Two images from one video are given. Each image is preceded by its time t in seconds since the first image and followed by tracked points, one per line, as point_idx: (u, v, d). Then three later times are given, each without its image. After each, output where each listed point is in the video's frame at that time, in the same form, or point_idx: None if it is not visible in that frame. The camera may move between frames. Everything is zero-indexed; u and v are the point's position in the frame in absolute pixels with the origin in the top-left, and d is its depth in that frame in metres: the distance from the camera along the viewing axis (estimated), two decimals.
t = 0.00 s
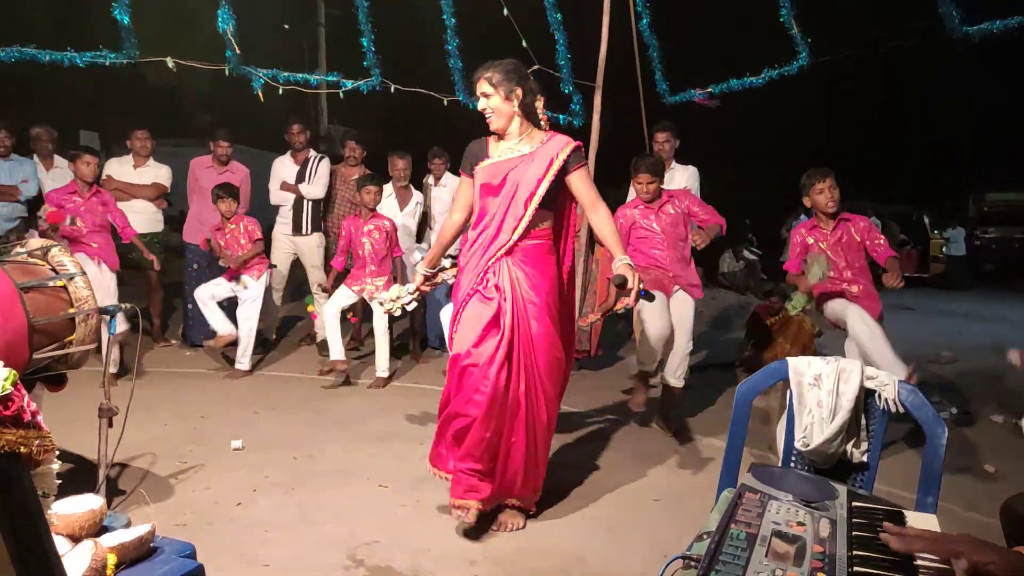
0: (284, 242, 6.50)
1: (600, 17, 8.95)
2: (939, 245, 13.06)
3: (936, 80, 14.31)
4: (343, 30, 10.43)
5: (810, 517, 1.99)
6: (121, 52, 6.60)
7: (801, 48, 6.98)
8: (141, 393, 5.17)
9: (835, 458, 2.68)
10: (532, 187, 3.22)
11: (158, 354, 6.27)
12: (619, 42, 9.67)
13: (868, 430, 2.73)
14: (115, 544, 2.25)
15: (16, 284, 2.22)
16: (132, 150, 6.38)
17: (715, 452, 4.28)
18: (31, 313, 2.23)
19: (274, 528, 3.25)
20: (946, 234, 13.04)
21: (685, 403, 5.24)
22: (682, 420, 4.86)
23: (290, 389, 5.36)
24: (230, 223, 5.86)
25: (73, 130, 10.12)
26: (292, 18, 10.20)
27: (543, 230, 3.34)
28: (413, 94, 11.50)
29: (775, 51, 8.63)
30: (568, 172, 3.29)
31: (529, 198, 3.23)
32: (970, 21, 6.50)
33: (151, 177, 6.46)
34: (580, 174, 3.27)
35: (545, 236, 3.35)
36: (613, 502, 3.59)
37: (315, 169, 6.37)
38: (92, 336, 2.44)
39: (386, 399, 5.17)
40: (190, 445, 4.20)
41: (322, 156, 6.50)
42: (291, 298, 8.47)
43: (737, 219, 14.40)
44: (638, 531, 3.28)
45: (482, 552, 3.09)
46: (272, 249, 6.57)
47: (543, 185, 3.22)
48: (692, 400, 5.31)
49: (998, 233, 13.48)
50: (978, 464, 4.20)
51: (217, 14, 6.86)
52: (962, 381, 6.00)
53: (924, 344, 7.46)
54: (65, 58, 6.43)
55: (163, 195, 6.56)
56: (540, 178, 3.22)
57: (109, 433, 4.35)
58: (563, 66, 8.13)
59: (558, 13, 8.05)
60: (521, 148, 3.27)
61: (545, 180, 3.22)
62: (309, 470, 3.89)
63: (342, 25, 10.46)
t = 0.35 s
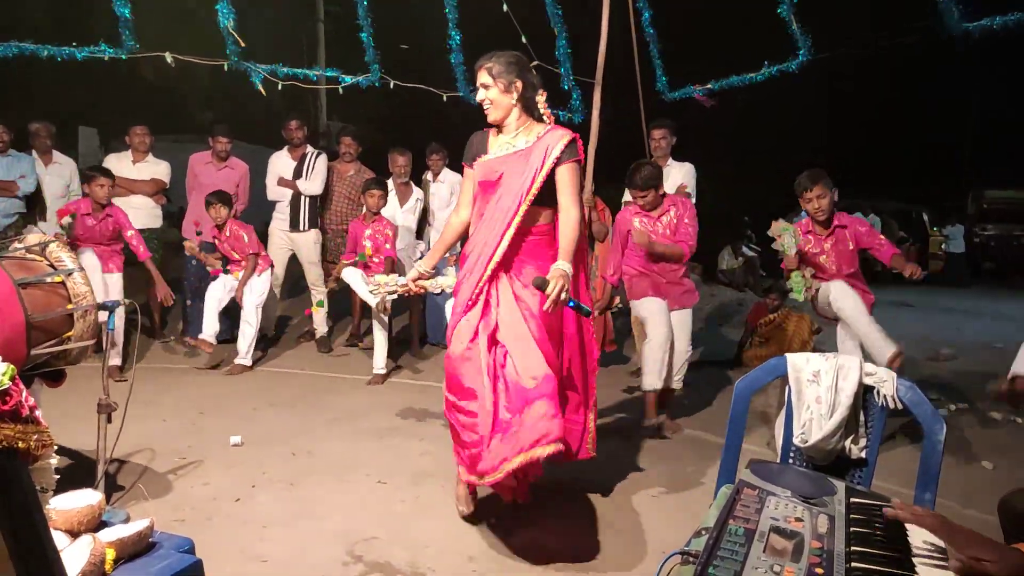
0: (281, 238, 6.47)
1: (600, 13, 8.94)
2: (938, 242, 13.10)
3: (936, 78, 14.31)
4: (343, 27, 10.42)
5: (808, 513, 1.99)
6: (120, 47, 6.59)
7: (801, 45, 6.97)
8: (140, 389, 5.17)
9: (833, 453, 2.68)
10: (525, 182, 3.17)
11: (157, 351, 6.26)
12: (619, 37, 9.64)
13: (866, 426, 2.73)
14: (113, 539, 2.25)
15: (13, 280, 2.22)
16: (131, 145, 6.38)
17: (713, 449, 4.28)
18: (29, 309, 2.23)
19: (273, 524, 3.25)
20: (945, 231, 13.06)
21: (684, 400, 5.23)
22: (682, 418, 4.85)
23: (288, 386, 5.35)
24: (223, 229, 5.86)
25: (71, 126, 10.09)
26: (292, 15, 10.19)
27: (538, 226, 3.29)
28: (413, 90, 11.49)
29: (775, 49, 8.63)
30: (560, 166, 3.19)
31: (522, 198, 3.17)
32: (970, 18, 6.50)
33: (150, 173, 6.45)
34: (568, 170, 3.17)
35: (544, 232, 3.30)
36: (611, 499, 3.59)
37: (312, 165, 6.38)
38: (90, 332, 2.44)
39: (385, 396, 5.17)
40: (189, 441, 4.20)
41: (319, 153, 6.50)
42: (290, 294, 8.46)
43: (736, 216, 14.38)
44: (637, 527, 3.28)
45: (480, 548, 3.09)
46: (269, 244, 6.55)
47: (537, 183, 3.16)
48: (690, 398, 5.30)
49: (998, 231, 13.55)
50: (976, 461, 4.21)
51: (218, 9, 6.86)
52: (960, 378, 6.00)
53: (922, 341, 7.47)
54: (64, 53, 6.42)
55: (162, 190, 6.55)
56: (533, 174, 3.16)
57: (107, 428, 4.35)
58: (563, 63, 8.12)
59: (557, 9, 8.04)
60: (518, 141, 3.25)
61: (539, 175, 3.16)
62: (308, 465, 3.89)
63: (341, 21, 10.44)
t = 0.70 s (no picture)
0: (281, 240, 6.47)
1: (600, 15, 8.94)
2: (938, 244, 13.12)
3: (937, 80, 14.30)
4: (343, 28, 10.42)
5: (808, 515, 2.00)
6: (121, 49, 6.60)
7: (801, 46, 6.98)
8: (141, 391, 5.17)
9: (834, 456, 2.68)
10: (506, 206, 3.17)
11: (157, 353, 6.27)
12: (619, 39, 9.64)
13: (867, 428, 2.73)
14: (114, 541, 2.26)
15: (13, 282, 2.22)
16: (132, 147, 6.38)
17: (713, 451, 4.28)
18: (29, 311, 2.23)
19: (274, 526, 3.25)
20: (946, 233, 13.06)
21: (685, 402, 5.24)
22: (682, 419, 4.85)
23: (288, 388, 5.35)
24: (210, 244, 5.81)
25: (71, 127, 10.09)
26: (293, 17, 10.19)
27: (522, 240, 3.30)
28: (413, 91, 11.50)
29: (776, 50, 8.65)
30: (540, 184, 3.20)
31: (506, 217, 3.18)
32: (970, 20, 6.51)
33: (151, 175, 6.46)
34: (545, 191, 3.19)
35: (532, 245, 3.32)
36: (613, 501, 3.59)
37: (311, 168, 6.38)
38: (90, 333, 2.44)
39: (385, 398, 5.17)
40: (190, 443, 4.21)
41: (319, 155, 6.51)
42: (292, 296, 8.46)
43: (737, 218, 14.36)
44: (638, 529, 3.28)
45: (481, 549, 3.09)
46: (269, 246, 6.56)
47: (519, 204, 3.17)
48: (691, 399, 5.30)
49: (999, 233, 13.57)
50: (977, 463, 4.20)
51: (218, 11, 6.87)
52: (961, 380, 6.00)
53: (922, 343, 7.46)
54: (65, 55, 6.43)
55: (162, 193, 6.55)
56: (513, 198, 3.16)
57: (108, 431, 4.36)
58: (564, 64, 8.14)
59: (557, 11, 8.04)
60: (493, 168, 3.19)
61: (519, 198, 3.16)
62: (309, 468, 3.89)
63: (342, 23, 10.44)
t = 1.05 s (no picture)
0: (280, 240, 6.48)
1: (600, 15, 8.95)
2: (938, 244, 13.14)
3: (937, 81, 14.31)
4: (343, 29, 10.41)
5: (808, 515, 2.00)
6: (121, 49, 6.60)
7: (800, 46, 6.98)
8: (140, 391, 5.17)
9: (833, 456, 2.68)
10: (502, 192, 3.29)
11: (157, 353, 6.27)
12: (619, 39, 9.64)
13: (866, 429, 2.73)
14: (114, 541, 2.26)
15: (13, 283, 2.22)
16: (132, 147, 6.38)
17: (712, 451, 4.28)
18: (28, 311, 2.23)
19: (273, 526, 3.25)
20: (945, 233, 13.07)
21: (683, 401, 5.25)
22: (681, 419, 4.86)
23: (288, 388, 5.35)
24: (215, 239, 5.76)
25: (71, 127, 10.09)
26: (292, 17, 10.18)
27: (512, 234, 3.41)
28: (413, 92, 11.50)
29: (776, 51, 8.64)
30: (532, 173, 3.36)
31: (501, 204, 3.31)
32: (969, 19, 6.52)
33: (150, 175, 6.46)
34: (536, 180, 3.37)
35: (521, 239, 3.43)
36: (612, 501, 3.59)
37: (310, 168, 6.37)
38: (89, 334, 2.44)
39: (385, 398, 5.17)
40: (189, 443, 4.21)
41: (318, 155, 6.51)
42: (291, 296, 8.45)
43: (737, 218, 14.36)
44: (638, 529, 3.28)
45: (481, 549, 3.09)
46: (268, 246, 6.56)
47: (513, 191, 3.30)
48: (690, 399, 5.31)
49: (998, 233, 13.55)
50: (976, 463, 4.21)
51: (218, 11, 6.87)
52: (960, 380, 6.00)
53: (921, 342, 7.47)
54: (64, 55, 6.43)
55: (162, 193, 6.55)
56: (509, 186, 3.30)
57: (108, 431, 4.36)
58: (564, 64, 8.13)
59: (556, 11, 8.05)
60: (488, 158, 3.31)
61: (514, 184, 3.30)
62: (308, 468, 3.89)
63: (342, 23, 10.45)
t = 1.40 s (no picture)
0: (279, 238, 6.49)
1: (599, 12, 8.94)
2: (937, 240, 13.17)
3: (936, 78, 14.30)
4: (342, 27, 10.39)
5: (807, 511, 2.00)
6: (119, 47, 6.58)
7: (799, 43, 6.98)
8: (139, 390, 5.17)
9: (833, 452, 2.68)
10: (522, 186, 3.32)
11: (156, 351, 6.27)
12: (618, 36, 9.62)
13: (866, 424, 2.73)
14: (113, 539, 2.25)
15: (11, 280, 2.22)
16: (130, 145, 6.37)
17: (712, 447, 4.28)
18: (27, 309, 2.22)
19: (273, 523, 3.24)
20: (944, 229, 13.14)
21: (683, 398, 5.25)
22: (681, 416, 4.85)
23: (287, 385, 5.35)
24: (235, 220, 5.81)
25: (70, 126, 10.09)
26: (292, 15, 10.18)
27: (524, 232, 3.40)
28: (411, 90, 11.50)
29: (775, 49, 8.63)
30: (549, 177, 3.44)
31: (521, 204, 3.32)
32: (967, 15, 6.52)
33: (148, 173, 6.44)
34: (555, 184, 3.46)
35: (531, 241, 3.43)
36: (613, 497, 3.59)
37: (309, 165, 6.37)
38: (89, 331, 2.44)
39: (384, 395, 5.16)
40: (188, 441, 4.20)
41: (316, 153, 6.51)
42: (290, 294, 8.45)
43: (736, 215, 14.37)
44: (638, 525, 3.29)
45: (481, 546, 3.09)
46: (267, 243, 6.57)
47: (533, 188, 3.34)
48: (690, 395, 5.31)
49: (997, 230, 13.49)
50: (975, 458, 4.21)
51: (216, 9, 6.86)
52: (960, 376, 6.01)
53: (921, 338, 7.47)
54: (63, 53, 6.41)
55: (160, 191, 6.54)
56: (530, 181, 3.34)
57: (107, 429, 4.35)
58: (562, 61, 8.14)
59: (555, 9, 8.04)
60: (508, 155, 3.34)
61: (534, 182, 3.34)
62: (308, 465, 3.89)
63: (341, 21, 10.45)
